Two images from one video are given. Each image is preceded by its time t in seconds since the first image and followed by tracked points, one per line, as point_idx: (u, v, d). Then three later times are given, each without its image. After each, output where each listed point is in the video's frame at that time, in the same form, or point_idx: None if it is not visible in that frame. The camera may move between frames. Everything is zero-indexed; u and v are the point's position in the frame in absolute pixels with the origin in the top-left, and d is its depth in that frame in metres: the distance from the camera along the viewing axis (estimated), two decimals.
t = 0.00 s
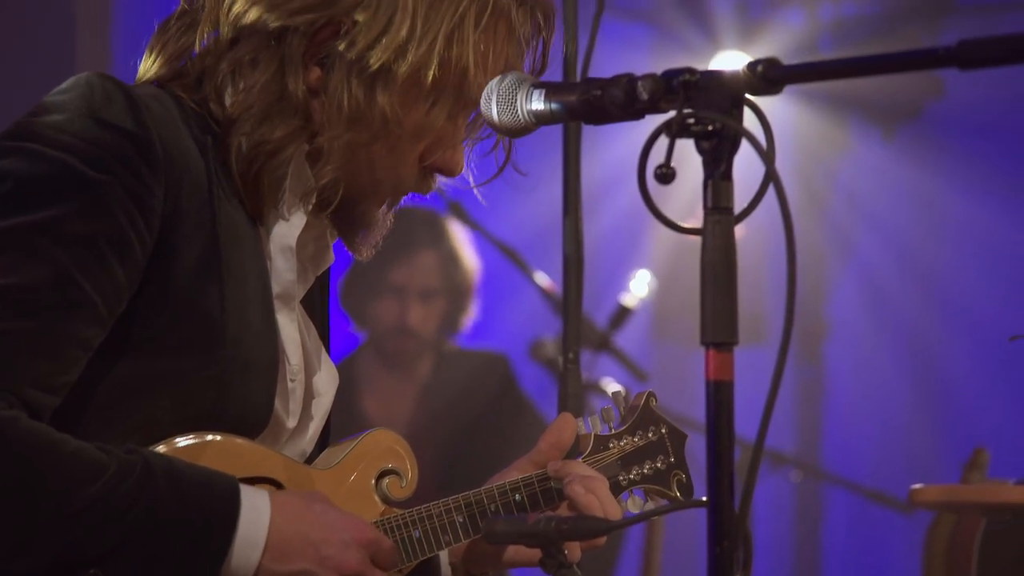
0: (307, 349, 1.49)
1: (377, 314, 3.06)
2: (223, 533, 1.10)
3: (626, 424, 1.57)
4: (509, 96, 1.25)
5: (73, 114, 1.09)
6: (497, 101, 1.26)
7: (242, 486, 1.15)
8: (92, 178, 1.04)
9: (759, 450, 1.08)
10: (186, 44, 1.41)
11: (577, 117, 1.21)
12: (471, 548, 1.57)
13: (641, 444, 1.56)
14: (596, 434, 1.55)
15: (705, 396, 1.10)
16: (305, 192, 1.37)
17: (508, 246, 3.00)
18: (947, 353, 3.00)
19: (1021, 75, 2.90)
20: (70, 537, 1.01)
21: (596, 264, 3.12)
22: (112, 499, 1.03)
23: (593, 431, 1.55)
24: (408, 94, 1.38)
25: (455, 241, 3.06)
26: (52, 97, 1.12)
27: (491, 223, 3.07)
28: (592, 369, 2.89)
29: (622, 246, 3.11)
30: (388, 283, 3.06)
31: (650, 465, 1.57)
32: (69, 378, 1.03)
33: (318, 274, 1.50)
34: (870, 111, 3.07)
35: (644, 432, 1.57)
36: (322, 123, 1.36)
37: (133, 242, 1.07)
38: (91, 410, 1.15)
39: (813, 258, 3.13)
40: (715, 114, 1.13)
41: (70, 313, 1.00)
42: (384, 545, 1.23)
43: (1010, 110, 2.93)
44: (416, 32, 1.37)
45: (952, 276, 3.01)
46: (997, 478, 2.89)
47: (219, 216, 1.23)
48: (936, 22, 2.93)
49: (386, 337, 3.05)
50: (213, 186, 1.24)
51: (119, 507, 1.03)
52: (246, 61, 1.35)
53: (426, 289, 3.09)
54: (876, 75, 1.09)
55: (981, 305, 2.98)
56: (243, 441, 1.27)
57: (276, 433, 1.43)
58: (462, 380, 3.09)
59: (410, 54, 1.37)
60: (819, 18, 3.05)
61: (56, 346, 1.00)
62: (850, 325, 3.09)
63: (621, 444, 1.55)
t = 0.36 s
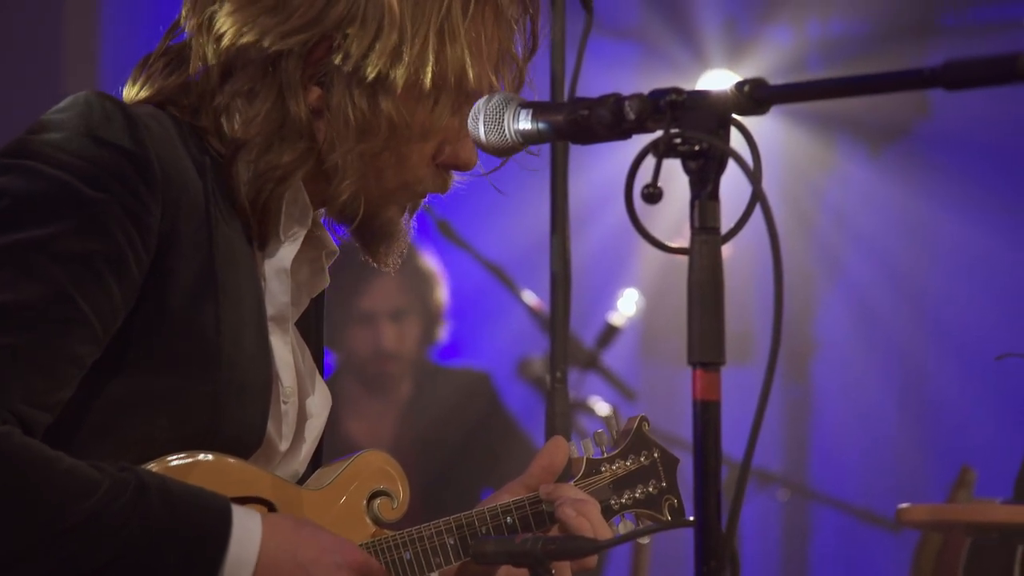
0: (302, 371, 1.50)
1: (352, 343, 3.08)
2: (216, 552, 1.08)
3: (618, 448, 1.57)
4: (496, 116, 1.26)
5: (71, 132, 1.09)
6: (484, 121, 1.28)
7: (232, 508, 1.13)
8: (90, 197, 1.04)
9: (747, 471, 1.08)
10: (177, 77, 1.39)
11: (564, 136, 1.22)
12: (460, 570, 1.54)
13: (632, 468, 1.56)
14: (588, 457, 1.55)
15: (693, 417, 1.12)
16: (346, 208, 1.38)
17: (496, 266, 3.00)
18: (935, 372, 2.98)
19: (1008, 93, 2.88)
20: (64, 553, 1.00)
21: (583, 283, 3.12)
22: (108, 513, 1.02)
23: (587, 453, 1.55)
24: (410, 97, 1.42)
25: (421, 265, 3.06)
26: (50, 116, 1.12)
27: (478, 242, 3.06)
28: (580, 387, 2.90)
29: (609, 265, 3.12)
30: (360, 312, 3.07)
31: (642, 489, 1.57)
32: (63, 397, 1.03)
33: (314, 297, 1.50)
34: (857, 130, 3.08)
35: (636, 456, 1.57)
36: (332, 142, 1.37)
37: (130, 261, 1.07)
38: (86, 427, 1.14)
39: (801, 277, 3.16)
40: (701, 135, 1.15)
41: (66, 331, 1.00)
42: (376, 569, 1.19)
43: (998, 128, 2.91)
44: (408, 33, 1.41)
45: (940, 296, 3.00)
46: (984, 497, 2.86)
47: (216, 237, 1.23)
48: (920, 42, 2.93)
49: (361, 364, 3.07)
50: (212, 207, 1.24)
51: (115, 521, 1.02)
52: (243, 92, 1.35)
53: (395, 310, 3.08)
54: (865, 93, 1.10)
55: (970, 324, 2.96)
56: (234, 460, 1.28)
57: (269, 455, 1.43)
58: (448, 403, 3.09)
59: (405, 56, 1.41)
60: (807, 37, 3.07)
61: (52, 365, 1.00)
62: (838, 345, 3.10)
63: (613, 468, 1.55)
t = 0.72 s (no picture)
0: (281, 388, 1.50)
1: (346, 347, 3.08)
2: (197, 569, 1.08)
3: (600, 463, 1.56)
4: (482, 135, 1.26)
5: (48, 151, 1.08)
6: (469, 139, 1.27)
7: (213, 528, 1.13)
8: (67, 216, 1.03)
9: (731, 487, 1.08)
10: (163, 81, 1.42)
11: (549, 154, 1.23)
12: None
13: (614, 484, 1.55)
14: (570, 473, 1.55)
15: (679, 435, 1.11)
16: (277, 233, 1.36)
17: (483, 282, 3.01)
18: (919, 391, 2.97)
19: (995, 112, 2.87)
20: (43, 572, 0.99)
21: (569, 300, 3.12)
22: (88, 533, 1.01)
23: (568, 470, 1.55)
24: (384, 137, 1.38)
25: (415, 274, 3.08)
26: (28, 134, 1.12)
27: (466, 260, 3.07)
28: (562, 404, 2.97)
29: (594, 282, 3.12)
30: (355, 316, 3.09)
31: (623, 505, 1.56)
32: (43, 417, 1.03)
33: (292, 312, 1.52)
34: (843, 149, 3.12)
35: (618, 471, 1.56)
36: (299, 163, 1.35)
37: (108, 280, 1.06)
38: (66, 445, 1.13)
39: (787, 292, 3.19)
40: (687, 154, 1.15)
41: (43, 351, 1.00)
42: None
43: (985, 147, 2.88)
44: (393, 76, 1.38)
45: (924, 313, 2.98)
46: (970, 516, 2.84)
47: (194, 254, 1.23)
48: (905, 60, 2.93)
49: (354, 372, 3.06)
50: (189, 225, 1.24)
51: (96, 541, 1.01)
52: (223, 99, 1.36)
53: (392, 313, 3.08)
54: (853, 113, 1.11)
55: (958, 340, 2.91)
56: (215, 478, 1.27)
57: (249, 471, 1.43)
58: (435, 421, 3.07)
59: (388, 96, 1.38)
60: (793, 55, 3.08)
61: (33, 383, 0.99)
62: (823, 361, 3.12)
63: (594, 483, 1.54)
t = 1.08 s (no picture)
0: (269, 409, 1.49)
1: (344, 372, 2.94)
2: None
3: (587, 486, 1.56)
4: (466, 155, 1.27)
5: (35, 171, 1.08)
6: (453, 159, 1.28)
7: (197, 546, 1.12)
8: (53, 236, 1.03)
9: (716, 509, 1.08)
10: (146, 111, 1.39)
11: (531, 174, 1.24)
12: None
13: (600, 507, 1.55)
14: (556, 495, 1.55)
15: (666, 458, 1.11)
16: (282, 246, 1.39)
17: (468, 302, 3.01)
18: (907, 409, 3.00)
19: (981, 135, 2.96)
20: None
21: (554, 319, 3.12)
22: (72, 552, 1.00)
23: (554, 493, 1.55)
24: (372, 144, 1.39)
25: (420, 296, 3.02)
26: (14, 154, 1.11)
27: (450, 278, 3.07)
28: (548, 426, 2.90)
29: (579, 301, 3.12)
30: (357, 339, 2.96)
31: (611, 528, 1.55)
32: (29, 437, 1.02)
33: (282, 332, 1.50)
34: (827, 168, 3.12)
35: (605, 494, 1.56)
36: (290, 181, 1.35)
37: (95, 302, 1.06)
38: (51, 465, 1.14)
39: (772, 311, 3.18)
40: (671, 174, 1.17)
41: (29, 371, 0.99)
42: None
43: (966, 166, 2.99)
44: (373, 80, 1.39)
45: (908, 332, 3.03)
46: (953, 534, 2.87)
47: (182, 275, 1.22)
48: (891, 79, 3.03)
49: (352, 395, 2.92)
50: (176, 243, 1.23)
51: (79, 560, 1.01)
52: (206, 126, 1.34)
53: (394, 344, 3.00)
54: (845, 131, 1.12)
55: (942, 359, 2.98)
56: (201, 499, 1.27)
57: (236, 492, 1.42)
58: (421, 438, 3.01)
59: (370, 102, 1.39)
60: (777, 73, 3.13)
61: (19, 406, 0.99)
62: (807, 380, 3.12)
63: (581, 506, 1.54)
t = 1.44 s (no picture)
0: (244, 422, 1.48)
1: (325, 386, 2.93)
2: None
3: (562, 500, 1.54)
4: (444, 172, 1.38)
5: (5, 188, 1.07)
6: (432, 177, 1.38)
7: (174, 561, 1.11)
8: (21, 253, 1.02)
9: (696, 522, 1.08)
10: (118, 122, 1.41)
11: (510, 192, 1.36)
12: None
13: (576, 521, 1.54)
14: (532, 510, 1.52)
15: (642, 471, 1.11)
16: (236, 268, 1.39)
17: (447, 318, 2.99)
18: (884, 427, 3.01)
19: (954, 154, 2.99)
20: None
21: (533, 335, 3.11)
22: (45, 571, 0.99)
23: (530, 507, 1.53)
24: (337, 168, 1.38)
25: (406, 316, 3.01)
26: None
27: (430, 295, 3.06)
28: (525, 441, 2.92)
29: (559, 317, 3.12)
30: (338, 352, 2.97)
31: (585, 542, 1.55)
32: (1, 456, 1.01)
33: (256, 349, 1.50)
34: (806, 186, 3.15)
35: (580, 508, 1.55)
36: (254, 201, 1.35)
37: (66, 319, 1.05)
38: (24, 483, 1.13)
39: (750, 325, 3.20)
40: (652, 194, 1.34)
41: None
42: None
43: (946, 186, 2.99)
44: (344, 105, 1.38)
45: (888, 351, 3.04)
46: (932, 550, 2.88)
47: (154, 292, 1.22)
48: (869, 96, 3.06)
49: (331, 408, 2.91)
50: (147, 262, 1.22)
51: None
52: (175, 138, 1.34)
53: (378, 358, 3.00)
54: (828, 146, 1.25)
55: (920, 376, 2.99)
56: (175, 516, 1.25)
57: (211, 508, 1.42)
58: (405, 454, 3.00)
59: (338, 127, 1.37)
60: (756, 91, 3.16)
61: None
62: (786, 397, 3.14)
63: (556, 520, 1.52)
